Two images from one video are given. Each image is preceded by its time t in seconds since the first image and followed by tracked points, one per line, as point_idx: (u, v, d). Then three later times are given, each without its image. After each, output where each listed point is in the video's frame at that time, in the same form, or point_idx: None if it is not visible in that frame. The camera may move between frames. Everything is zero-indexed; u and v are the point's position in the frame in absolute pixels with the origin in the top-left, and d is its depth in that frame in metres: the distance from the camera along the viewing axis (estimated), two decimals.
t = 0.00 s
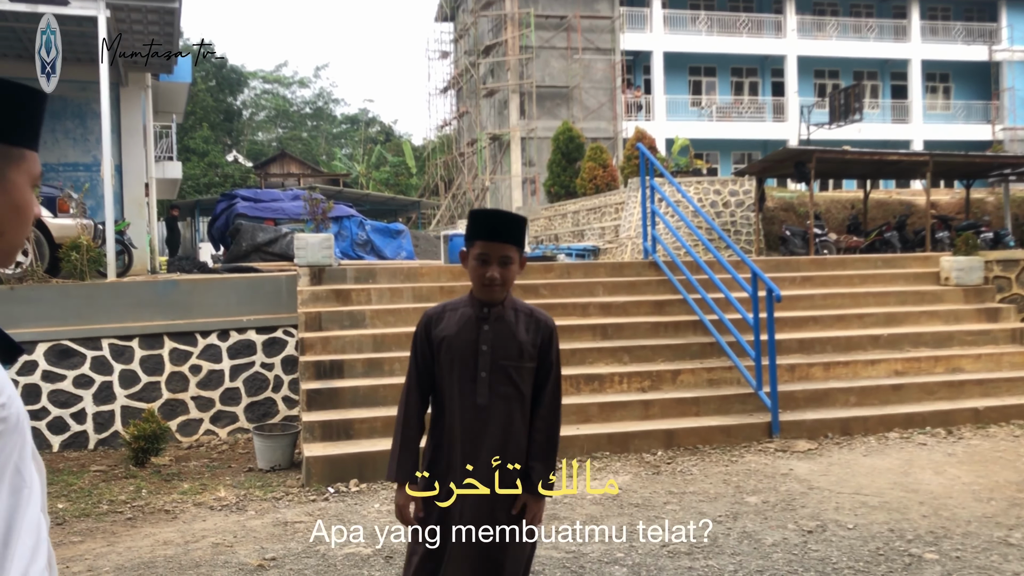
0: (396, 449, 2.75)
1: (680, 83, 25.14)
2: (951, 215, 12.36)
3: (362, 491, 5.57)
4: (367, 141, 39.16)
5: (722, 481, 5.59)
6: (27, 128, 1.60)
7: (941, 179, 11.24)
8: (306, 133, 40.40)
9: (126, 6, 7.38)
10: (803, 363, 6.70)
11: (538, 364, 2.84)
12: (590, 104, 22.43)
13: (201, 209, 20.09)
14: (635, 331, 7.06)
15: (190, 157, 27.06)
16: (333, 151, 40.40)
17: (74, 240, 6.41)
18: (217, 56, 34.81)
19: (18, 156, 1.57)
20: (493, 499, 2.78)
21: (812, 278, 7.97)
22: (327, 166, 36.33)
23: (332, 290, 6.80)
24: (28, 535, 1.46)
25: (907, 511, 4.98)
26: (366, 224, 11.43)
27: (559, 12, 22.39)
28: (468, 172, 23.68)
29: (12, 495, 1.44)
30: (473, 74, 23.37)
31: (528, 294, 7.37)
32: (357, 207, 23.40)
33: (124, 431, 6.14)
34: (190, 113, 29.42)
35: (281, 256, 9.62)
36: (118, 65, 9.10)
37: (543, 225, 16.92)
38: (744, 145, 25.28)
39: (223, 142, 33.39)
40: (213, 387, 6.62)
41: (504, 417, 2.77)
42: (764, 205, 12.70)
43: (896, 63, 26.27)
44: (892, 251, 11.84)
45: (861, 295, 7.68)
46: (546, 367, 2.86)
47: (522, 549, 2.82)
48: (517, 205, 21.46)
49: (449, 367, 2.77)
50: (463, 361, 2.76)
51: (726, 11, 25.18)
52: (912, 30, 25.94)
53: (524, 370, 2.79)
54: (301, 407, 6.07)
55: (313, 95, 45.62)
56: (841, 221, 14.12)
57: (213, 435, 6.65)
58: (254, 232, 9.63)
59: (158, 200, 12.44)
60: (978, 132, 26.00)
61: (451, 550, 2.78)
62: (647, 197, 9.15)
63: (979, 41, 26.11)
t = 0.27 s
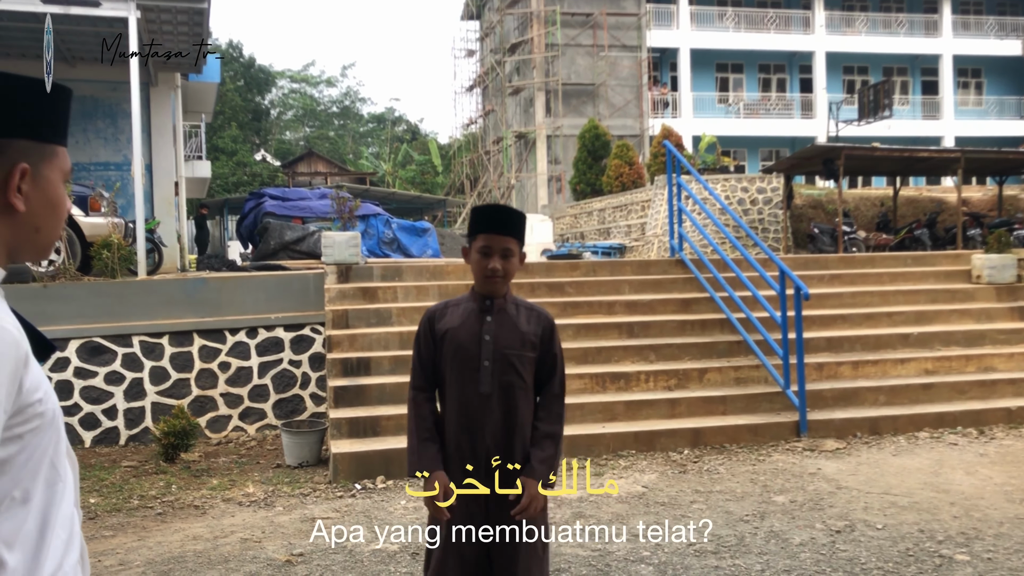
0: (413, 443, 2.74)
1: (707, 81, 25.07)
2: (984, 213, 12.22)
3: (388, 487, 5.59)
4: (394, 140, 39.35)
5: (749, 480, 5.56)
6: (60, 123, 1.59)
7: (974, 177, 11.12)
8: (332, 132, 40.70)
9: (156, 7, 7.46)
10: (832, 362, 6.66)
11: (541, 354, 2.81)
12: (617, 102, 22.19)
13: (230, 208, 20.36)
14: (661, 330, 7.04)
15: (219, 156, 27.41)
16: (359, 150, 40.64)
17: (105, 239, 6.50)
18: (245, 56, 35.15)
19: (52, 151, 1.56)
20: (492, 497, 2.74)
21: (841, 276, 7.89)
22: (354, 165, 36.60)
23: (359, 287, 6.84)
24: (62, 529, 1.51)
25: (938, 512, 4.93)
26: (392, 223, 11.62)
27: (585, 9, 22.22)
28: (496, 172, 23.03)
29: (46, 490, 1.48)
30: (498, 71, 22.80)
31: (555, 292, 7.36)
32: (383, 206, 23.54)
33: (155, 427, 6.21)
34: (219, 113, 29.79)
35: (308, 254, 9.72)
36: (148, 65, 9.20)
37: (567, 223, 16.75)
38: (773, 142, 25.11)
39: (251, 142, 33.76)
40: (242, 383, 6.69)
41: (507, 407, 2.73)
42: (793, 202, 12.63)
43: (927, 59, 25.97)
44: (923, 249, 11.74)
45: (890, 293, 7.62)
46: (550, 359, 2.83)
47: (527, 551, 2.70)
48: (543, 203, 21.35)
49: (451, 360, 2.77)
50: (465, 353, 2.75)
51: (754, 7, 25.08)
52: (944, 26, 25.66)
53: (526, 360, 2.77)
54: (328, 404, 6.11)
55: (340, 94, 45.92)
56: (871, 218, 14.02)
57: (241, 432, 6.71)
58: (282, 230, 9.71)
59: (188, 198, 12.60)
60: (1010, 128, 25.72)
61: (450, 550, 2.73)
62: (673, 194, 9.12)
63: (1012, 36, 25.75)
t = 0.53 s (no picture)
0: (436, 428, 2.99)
1: (732, 77, 24.80)
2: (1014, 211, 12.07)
3: (412, 485, 5.61)
4: (417, 138, 39.52)
5: (773, 479, 5.52)
6: (92, 121, 1.56)
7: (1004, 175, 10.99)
8: (355, 131, 40.93)
9: (182, 7, 7.52)
10: (857, 361, 6.61)
11: (540, 345, 3.06)
12: (640, 100, 22.18)
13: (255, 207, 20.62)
14: (685, 328, 7.01)
15: (244, 156, 27.73)
16: (382, 150, 40.93)
17: (132, 238, 6.57)
18: (269, 56, 35.41)
19: (84, 150, 1.53)
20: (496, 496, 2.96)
21: (867, 275, 7.82)
22: (378, 164, 36.81)
23: (382, 286, 6.87)
24: (90, 525, 1.49)
25: (965, 513, 4.87)
26: (414, 221, 12.01)
27: (608, 7, 22.15)
28: (518, 169, 23.02)
29: (74, 487, 1.45)
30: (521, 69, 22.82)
31: (577, 290, 7.35)
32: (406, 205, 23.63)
33: (181, 424, 6.27)
34: (243, 114, 30.08)
35: (332, 252, 9.74)
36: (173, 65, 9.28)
37: (590, 221, 16.58)
38: (798, 139, 24.83)
39: (275, 141, 34.08)
40: (267, 381, 6.75)
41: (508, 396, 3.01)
42: (818, 200, 12.53)
43: (955, 55, 25.67)
44: (950, 247, 11.63)
45: (917, 292, 7.56)
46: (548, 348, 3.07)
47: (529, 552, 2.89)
48: (566, 202, 21.20)
49: (457, 353, 3.02)
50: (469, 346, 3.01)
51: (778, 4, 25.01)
52: (972, 21, 25.38)
53: (525, 351, 3.03)
54: (352, 401, 6.14)
55: (364, 94, 46.25)
56: (898, 216, 13.73)
57: (266, 429, 6.77)
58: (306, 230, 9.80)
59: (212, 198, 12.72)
60: None
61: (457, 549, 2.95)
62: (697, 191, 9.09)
63: None
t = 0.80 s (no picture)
0: (455, 436, 3.04)
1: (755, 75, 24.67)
2: None
3: (433, 483, 5.63)
4: (438, 137, 39.67)
5: (796, 480, 5.48)
6: (123, 122, 1.53)
7: None
8: (377, 130, 41.17)
9: (205, 7, 7.58)
10: (882, 361, 6.56)
11: (555, 344, 3.06)
12: (662, 98, 21.95)
13: (278, 207, 20.80)
14: (707, 327, 6.99)
15: (267, 155, 28.01)
16: (404, 149, 41.11)
17: (157, 237, 6.64)
18: (292, 55, 35.70)
19: (114, 152, 1.50)
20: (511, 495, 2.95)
21: (891, 274, 7.75)
22: (400, 163, 36.99)
23: (403, 285, 6.89)
24: (113, 522, 1.49)
25: (992, 514, 4.81)
26: (436, 220, 12.17)
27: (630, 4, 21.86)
28: (538, 167, 23.58)
29: (100, 483, 1.46)
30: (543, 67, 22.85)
31: (599, 289, 7.35)
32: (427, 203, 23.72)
33: (205, 421, 6.33)
34: (266, 113, 30.33)
35: (354, 251, 10.00)
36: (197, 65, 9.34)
37: (612, 220, 16.58)
38: (821, 136, 24.67)
39: (298, 140, 34.37)
40: (289, 379, 6.79)
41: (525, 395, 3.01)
42: (842, 198, 12.44)
43: (982, 51, 25.37)
44: (977, 246, 11.51)
45: (942, 291, 7.49)
46: (564, 347, 3.08)
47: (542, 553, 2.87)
48: (587, 200, 21.17)
49: (473, 355, 3.05)
50: (485, 347, 3.03)
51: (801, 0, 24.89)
52: (1000, 17, 25.08)
53: (541, 350, 3.03)
54: (374, 399, 6.16)
55: (386, 93, 46.49)
56: (923, 214, 13.63)
57: (289, 427, 6.82)
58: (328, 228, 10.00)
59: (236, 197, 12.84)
60: None
61: (471, 549, 2.94)
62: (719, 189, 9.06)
63: None
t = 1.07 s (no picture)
0: (476, 426, 3.00)
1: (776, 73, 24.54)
2: None
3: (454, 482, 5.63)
4: (458, 136, 39.86)
5: (818, 480, 5.45)
6: (153, 126, 1.54)
7: None
8: (398, 130, 41.39)
9: (227, 8, 7.64)
10: (905, 361, 6.51)
11: (578, 342, 3.05)
12: (683, 97, 21.80)
13: (299, 206, 21.00)
14: (728, 327, 6.96)
15: (288, 155, 28.26)
16: (424, 149, 41.31)
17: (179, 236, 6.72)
18: (314, 56, 35.94)
19: (142, 154, 1.51)
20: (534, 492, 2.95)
21: (915, 273, 7.68)
22: (420, 163, 37.13)
23: (423, 284, 6.91)
24: (137, 518, 1.50)
25: (1017, 516, 4.75)
26: (456, 219, 12.27)
27: (651, 2, 21.74)
28: (558, 166, 23.64)
29: (125, 480, 1.47)
30: (563, 66, 22.88)
31: (619, 289, 7.36)
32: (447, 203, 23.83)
33: (227, 419, 6.38)
34: (288, 114, 30.57)
35: (374, 250, 10.13)
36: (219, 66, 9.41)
37: (632, 219, 16.59)
38: (843, 135, 24.53)
39: (319, 141, 34.63)
40: (311, 377, 6.84)
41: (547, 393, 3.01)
42: (865, 197, 12.36)
43: (1008, 48, 25.10)
44: (1003, 245, 11.40)
45: (967, 290, 7.42)
46: (586, 346, 3.06)
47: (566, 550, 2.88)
48: (608, 199, 21.20)
49: (494, 353, 3.05)
50: (506, 345, 3.03)
51: None
52: None
53: (563, 349, 3.02)
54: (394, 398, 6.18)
55: (407, 93, 46.69)
56: (947, 213, 13.54)
57: (310, 425, 6.86)
58: (349, 228, 10.07)
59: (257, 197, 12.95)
60: None
61: (495, 547, 2.94)
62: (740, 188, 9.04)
63: None
